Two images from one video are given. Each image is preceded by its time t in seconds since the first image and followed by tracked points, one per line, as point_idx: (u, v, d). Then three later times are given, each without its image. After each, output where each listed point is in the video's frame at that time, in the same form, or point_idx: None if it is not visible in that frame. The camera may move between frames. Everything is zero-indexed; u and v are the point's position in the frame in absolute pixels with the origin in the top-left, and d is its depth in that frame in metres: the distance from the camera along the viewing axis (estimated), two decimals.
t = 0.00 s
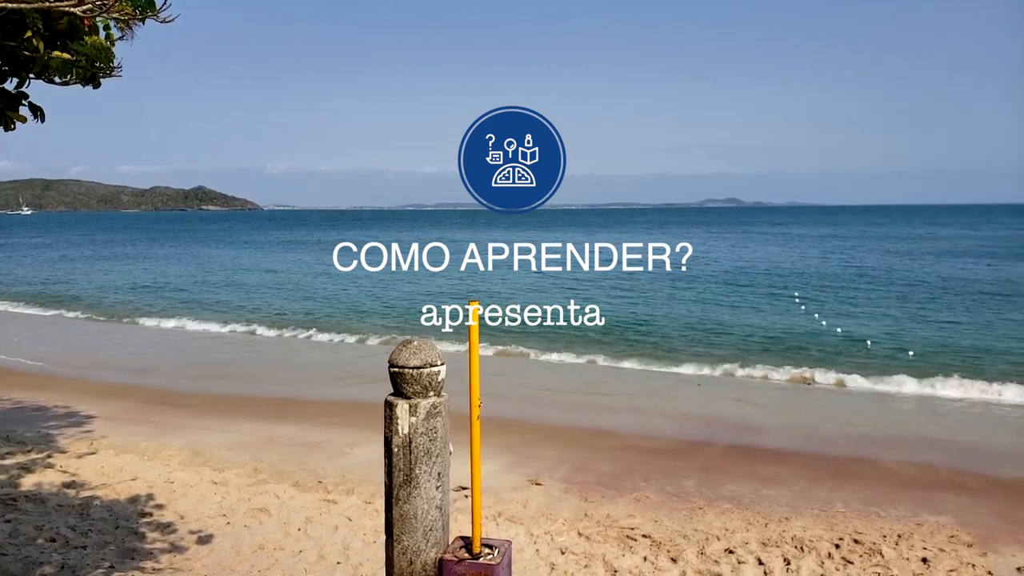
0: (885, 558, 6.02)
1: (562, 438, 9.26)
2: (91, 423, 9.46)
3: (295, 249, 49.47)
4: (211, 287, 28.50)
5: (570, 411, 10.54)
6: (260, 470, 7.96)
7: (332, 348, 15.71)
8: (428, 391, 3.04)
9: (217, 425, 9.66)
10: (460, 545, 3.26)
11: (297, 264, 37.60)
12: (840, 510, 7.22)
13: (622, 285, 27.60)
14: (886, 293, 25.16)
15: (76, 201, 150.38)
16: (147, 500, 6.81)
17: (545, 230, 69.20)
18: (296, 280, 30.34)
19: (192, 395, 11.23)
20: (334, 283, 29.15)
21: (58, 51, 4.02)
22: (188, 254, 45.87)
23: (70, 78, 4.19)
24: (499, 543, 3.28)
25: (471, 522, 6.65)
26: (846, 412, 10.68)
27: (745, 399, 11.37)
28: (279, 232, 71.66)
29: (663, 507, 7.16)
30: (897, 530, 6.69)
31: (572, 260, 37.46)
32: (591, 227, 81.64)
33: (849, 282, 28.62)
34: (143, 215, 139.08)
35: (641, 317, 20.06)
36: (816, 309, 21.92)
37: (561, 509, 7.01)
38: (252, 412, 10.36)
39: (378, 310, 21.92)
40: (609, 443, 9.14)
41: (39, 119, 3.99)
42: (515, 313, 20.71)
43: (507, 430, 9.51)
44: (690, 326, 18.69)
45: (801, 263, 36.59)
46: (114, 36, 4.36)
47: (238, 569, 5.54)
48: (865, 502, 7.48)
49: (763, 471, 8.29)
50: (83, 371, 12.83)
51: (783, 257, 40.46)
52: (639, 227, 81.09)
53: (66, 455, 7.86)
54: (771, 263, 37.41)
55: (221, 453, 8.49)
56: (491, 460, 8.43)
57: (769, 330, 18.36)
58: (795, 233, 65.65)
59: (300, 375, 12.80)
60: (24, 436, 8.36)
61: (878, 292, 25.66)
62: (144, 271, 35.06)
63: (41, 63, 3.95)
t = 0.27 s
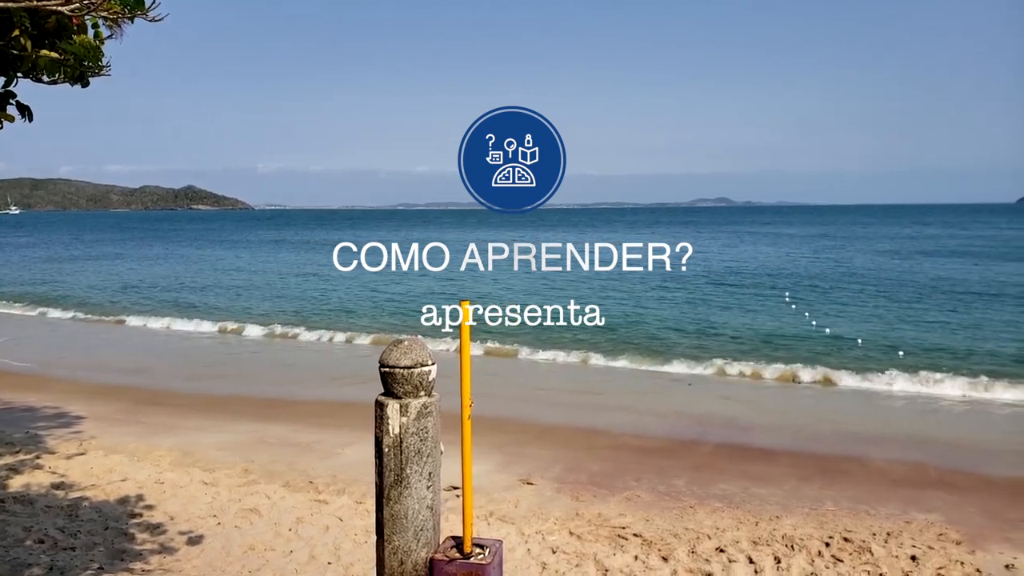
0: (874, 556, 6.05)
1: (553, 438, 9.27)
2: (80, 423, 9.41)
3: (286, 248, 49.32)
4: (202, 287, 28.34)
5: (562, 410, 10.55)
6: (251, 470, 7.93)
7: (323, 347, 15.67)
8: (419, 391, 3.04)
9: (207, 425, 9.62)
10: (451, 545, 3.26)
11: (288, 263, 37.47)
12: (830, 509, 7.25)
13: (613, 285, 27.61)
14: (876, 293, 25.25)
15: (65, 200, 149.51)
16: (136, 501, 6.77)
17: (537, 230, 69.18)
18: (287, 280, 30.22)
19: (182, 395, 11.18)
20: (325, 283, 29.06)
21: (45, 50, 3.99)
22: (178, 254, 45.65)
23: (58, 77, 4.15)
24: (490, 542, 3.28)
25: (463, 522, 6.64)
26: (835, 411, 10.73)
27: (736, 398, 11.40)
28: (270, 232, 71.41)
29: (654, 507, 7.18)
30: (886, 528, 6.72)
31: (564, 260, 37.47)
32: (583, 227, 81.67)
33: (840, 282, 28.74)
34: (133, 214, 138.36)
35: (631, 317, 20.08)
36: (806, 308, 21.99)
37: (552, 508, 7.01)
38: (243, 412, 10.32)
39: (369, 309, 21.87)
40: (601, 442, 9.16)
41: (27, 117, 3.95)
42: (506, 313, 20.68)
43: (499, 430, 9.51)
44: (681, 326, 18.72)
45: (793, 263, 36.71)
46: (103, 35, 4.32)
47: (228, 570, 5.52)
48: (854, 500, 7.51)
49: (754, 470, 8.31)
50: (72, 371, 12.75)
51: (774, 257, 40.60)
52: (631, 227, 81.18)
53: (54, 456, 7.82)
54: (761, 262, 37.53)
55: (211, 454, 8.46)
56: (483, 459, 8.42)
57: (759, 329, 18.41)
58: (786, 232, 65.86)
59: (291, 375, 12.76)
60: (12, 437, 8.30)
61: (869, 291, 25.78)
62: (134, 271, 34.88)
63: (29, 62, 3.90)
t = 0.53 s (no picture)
0: (864, 554, 6.08)
1: (545, 437, 9.28)
2: (70, 424, 9.36)
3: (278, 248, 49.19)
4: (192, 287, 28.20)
5: (553, 410, 10.55)
6: (242, 470, 7.91)
7: (315, 347, 15.62)
8: (410, 390, 3.04)
9: (198, 425, 9.59)
10: (442, 545, 3.25)
11: (279, 263, 37.33)
12: (821, 508, 7.29)
13: (605, 285, 27.60)
14: (867, 293, 25.31)
15: (55, 199, 148.82)
16: (127, 502, 6.75)
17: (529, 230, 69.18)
18: (278, 280, 30.11)
19: (172, 395, 11.13)
20: (316, 283, 28.95)
21: (34, 48, 3.97)
22: (169, 253, 45.40)
23: (47, 75, 4.12)
24: (482, 542, 3.28)
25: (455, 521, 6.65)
26: (825, 409, 10.77)
27: (727, 397, 11.42)
28: (261, 231, 71.13)
29: (645, 505, 7.19)
30: (876, 526, 6.76)
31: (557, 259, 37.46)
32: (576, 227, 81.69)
33: (831, 281, 28.81)
34: (124, 213, 137.81)
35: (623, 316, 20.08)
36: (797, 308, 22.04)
37: (544, 507, 7.02)
38: (233, 412, 10.29)
39: (361, 309, 21.82)
40: (592, 441, 9.17)
41: (15, 115, 3.92)
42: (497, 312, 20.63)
43: (491, 429, 9.51)
44: (673, 325, 18.73)
45: (784, 262, 36.80)
46: (91, 34, 4.30)
47: (218, 570, 5.51)
48: (844, 499, 7.55)
49: (745, 469, 8.34)
50: (61, 371, 12.67)
51: (766, 256, 40.71)
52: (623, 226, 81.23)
53: (44, 457, 7.78)
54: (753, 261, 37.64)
55: (202, 454, 8.43)
56: (474, 459, 8.43)
57: (751, 329, 18.42)
58: (778, 232, 66.01)
59: (282, 375, 12.71)
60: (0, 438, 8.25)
61: (860, 291, 25.86)
62: (124, 270, 34.69)
63: (17, 59, 3.87)
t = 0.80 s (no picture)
0: (854, 553, 6.12)
1: (538, 437, 9.30)
2: (61, 424, 9.33)
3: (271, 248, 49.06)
4: (183, 287, 28.10)
5: (545, 410, 10.56)
6: (234, 470, 7.91)
7: (307, 347, 15.60)
8: (403, 390, 3.05)
9: (190, 425, 9.57)
10: (434, 544, 3.26)
11: (272, 263, 37.24)
12: (811, 507, 7.33)
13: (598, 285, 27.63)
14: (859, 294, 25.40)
15: (46, 198, 148.13)
16: (119, 502, 6.74)
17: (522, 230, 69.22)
18: (271, 280, 30.04)
19: (164, 395, 11.11)
20: (308, 283, 28.88)
21: (25, 48, 3.96)
22: (161, 254, 45.24)
23: (39, 75, 4.10)
24: (474, 542, 3.29)
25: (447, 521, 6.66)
26: (816, 410, 10.81)
27: (718, 397, 11.46)
28: (254, 231, 70.91)
29: (637, 505, 7.23)
30: (866, 525, 6.81)
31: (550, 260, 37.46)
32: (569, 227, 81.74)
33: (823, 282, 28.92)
34: (116, 213, 137.27)
35: (615, 317, 20.10)
36: (788, 308, 22.12)
37: (536, 507, 7.04)
38: (225, 412, 10.27)
39: (353, 309, 21.79)
40: (584, 441, 9.19)
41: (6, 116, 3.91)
42: (490, 313, 20.64)
43: (483, 429, 9.53)
44: (665, 326, 18.76)
45: (777, 263, 36.92)
46: (83, 34, 4.29)
47: (210, 570, 5.52)
48: (835, 498, 7.59)
49: (737, 469, 8.37)
50: (52, 371, 12.62)
51: (759, 257, 40.83)
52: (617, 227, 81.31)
53: (35, 457, 7.76)
54: (745, 262, 37.80)
55: (194, 454, 8.42)
56: (467, 459, 8.44)
57: (742, 329, 18.47)
58: (770, 233, 66.16)
59: (275, 375, 12.69)
60: None
61: (851, 292, 25.95)
62: (116, 270, 34.54)
63: (8, 59, 3.86)
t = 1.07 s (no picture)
0: (847, 555, 6.14)
1: (530, 439, 9.30)
2: (52, 427, 9.28)
3: (263, 250, 48.98)
4: (175, 288, 28.02)
5: (538, 411, 10.56)
6: (226, 473, 7.88)
7: (299, 349, 15.58)
8: (395, 393, 3.04)
9: (182, 428, 9.54)
10: (427, 547, 3.25)
11: (264, 264, 37.19)
12: (804, 509, 7.35)
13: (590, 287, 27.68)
14: (850, 296, 25.52)
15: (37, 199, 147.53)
16: (110, 505, 6.70)
17: (515, 232, 69.32)
18: (263, 282, 29.99)
19: (155, 397, 11.06)
20: (301, 285, 28.84)
21: (16, 49, 3.93)
22: (152, 255, 45.10)
23: (30, 77, 4.06)
24: (467, 544, 3.27)
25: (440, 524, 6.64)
26: (806, 411, 10.86)
27: (710, 398, 11.49)
28: (246, 232, 70.74)
29: (630, 507, 7.23)
30: (858, 527, 6.83)
31: (543, 262, 37.52)
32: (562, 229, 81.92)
33: (814, 284, 29.04)
34: (107, 214, 136.83)
35: (607, 319, 20.14)
36: (780, 310, 22.20)
37: (529, 510, 7.04)
38: (217, 414, 10.24)
39: (345, 311, 21.80)
40: (576, 443, 9.20)
41: None
42: (482, 316, 20.66)
43: (476, 431, 9.53)
44: (656, 328, 18.81)
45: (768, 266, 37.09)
46: (76, 36, 4.26)
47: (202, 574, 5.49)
48: (827, 500, 7.61)
49: (730, 471, 8.39)
50: (42, 373, 12.56)
51: (751, 259, 40.99)
52: (609, 229, 81.53)
53: (25, 460, 7.71)
54: (737, 264, 37.92)
55: (186, 456, 8.39)
56: (459, 461, 8.43)
57: (734, 331, 18.54)
58: (762, 235, 66.44)
59: (267, 377, 12.65)
60: None
61: (842, 294, 26.08)
62: (107, 272, 34.42)
63: None
